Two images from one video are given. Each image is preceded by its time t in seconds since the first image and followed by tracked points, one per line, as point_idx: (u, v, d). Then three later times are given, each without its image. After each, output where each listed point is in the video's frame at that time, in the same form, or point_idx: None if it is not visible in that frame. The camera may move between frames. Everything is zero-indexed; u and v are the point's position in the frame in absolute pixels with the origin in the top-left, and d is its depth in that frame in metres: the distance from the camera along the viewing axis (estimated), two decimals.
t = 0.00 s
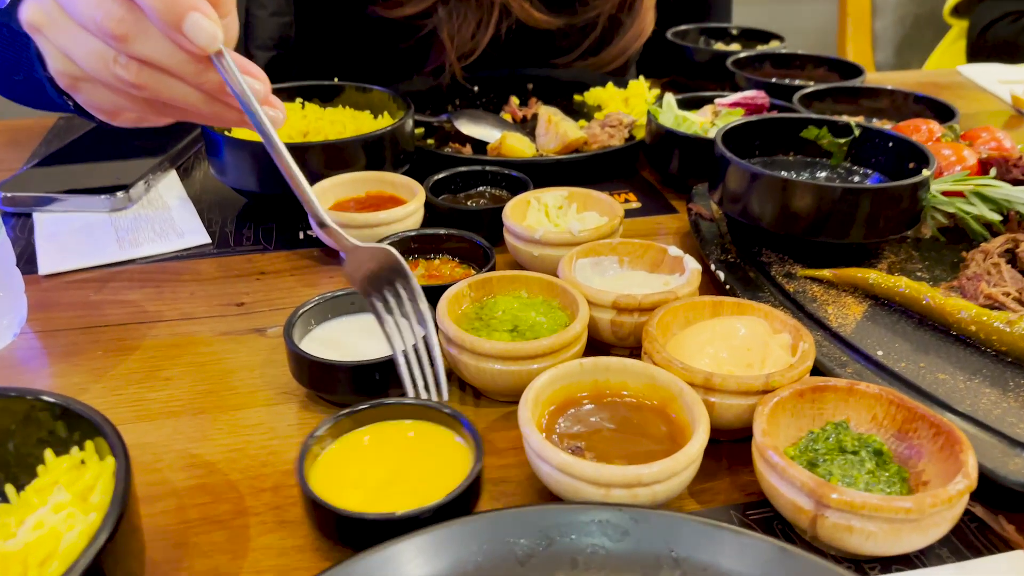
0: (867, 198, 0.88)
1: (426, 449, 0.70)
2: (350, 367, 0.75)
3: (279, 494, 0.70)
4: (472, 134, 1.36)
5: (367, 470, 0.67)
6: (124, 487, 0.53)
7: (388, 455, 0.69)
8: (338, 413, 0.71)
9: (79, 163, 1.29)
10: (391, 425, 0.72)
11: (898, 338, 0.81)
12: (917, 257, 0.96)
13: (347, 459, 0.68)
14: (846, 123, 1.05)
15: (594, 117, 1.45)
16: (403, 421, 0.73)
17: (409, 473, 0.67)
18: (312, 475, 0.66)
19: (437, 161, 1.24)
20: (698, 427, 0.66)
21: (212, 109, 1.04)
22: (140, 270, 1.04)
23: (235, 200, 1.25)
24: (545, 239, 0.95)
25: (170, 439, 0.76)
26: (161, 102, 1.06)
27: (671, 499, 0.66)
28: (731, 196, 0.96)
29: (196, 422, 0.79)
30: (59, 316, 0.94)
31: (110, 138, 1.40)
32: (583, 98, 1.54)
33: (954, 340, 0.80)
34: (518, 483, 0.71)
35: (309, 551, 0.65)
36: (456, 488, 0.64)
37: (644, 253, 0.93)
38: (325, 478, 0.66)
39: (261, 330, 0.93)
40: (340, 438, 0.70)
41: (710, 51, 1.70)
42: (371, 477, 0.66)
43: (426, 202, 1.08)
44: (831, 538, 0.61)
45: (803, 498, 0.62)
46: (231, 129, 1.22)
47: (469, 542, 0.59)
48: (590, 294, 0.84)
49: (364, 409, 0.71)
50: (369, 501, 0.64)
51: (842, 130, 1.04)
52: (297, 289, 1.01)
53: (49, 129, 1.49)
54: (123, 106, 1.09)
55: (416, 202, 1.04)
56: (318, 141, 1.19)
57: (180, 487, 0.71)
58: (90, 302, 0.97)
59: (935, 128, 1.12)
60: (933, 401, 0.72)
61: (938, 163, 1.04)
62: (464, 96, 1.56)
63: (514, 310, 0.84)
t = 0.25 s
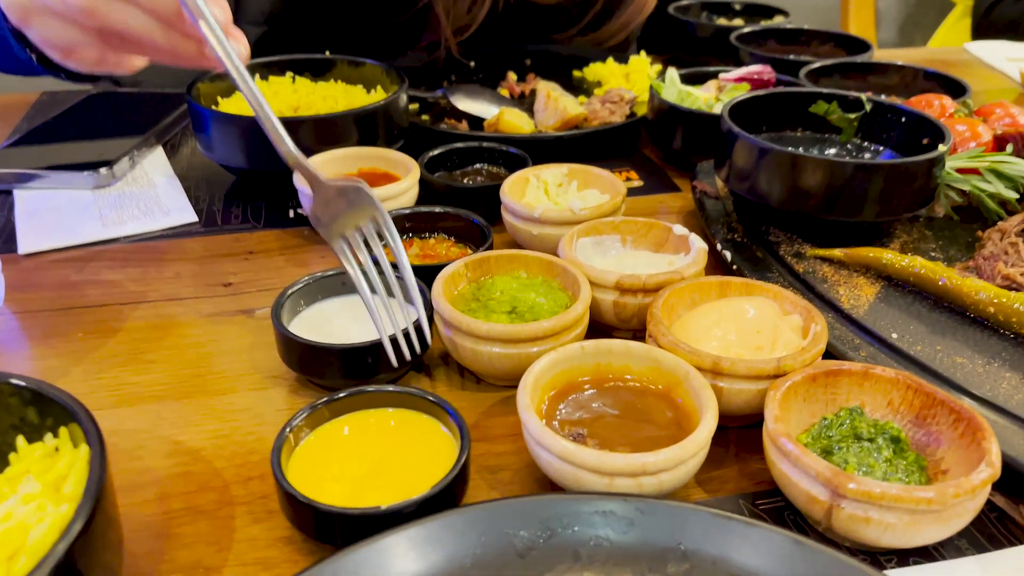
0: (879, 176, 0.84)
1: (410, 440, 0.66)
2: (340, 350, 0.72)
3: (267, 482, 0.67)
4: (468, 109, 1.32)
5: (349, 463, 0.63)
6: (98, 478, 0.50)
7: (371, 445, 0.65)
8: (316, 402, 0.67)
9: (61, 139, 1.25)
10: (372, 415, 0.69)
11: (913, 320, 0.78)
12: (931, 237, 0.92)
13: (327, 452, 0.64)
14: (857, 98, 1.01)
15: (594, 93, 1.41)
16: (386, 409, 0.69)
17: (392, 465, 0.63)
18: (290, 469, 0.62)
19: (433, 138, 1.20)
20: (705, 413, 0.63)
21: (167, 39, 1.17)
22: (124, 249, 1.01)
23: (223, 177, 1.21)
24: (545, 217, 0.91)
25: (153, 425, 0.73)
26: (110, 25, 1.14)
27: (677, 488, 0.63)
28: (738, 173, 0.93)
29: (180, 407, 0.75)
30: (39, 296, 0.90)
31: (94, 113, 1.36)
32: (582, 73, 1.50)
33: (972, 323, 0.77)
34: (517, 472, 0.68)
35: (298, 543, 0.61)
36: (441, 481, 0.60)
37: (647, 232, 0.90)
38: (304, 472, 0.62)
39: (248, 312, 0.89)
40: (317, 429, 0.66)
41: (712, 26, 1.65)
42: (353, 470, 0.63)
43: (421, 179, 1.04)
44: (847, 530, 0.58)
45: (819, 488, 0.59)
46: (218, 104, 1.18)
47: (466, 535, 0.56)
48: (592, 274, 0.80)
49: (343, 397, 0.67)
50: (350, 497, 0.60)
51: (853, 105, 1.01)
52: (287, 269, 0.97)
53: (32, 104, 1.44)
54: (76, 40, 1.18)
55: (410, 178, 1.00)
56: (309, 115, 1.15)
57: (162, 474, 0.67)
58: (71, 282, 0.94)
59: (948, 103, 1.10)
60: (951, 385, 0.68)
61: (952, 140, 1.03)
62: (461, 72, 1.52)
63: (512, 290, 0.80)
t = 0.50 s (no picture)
0: (894, 158, 0.81)
1: (413, 429, 0.64)
2: (342, 335, 0.70)
3: (266, 471, 0.65)
4: (470, 92, 1.29)
5: (351, 452, 0.61)
6: (91, 467, 0.48)
7: (374, 433, 0.63)
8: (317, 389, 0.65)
9: (53, 120, 1.22)
10: (376, 401, 0.66)
11: (929, 307, 0.76)
12: (945, 223, 0.91)
13: (327, 440, 0.62)
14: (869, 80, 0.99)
15: (597, 76, 1.38)
16: (388, 397, 0.67)
17: (397, 453, 0.61)
18: (290, 457, 0.60)
19: (433, 120, 1.18)
20: (720, 402, 0.61)
21: None
22: (119, 232, 0.98)
23: (219, 159, 1.18)
24: (550, 200, 0.89)
25: (149, 411, 0.71)
26: None
27: (689, 478, 0.61)
28: (748, 156, 0.91)
29: (177, 393, 0.73)
30: (30, 280, 0.88)
31: (88, 95, 1.33)
32: (585, 56, 1.47)
33: (990, 310, 0.75)
34: (524, 460, 0.66)
35: (299, 534, 0.60)
36: (446, 471, 0.58)
37: (656, 215, 0.88)
38: (304, 461, 0.60)
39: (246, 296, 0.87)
40: (318, 416, 0.64)
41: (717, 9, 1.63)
42: (356, 458, 0.61)
43: (422, 161, 1.02)
44: (867, 522, 0.56)
45: (837, 478, 0.57)
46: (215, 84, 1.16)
47: (473, 526, 0.54)
48: (600, 259, 0.78)
49: (345, 384, 0.65)
50: (352, 487, 0.58)
51: (865, 87, 0.98)
52: (286, 253, 0.95)
53: (25, 85, 1.41)
54: None
55: (412, 160, 0.98)
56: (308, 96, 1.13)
57: (158, 463, 0.65)
58: (64, 265, 0.91)
59: (961, 85, 1.09)
60: (970, 372, 0.67)
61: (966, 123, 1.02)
62: (461, 55, 1.49)
63: (517, 275, 0.78)
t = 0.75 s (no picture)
0: (902, 150, 0.80)
1: (411, 424, 0.63)
2: (339, 329, 0.68)
3: (261, 467, 0.64)
4: (470, 81, 1.27)
5: (348, 448, 0.60)
6: (80, 464, 0.47)
7: (372, 430, 0.62)
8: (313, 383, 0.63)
9: (46, 109, 1.20)
10: (375, 396, 0.65)
11: (938, 301, 0.75)
12: (954, 216, 0.89)
13: (323, 436, 0.61)
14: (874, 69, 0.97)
15: (599, 66, 1.36)
16: (386, 392, 0.66)
17: (396, 449, 0.60)
18: (286, 454, 0.59)
19: (432, 109, 1.16)
20: (725, 398, 0.59)
21: None
22: (113, 223, 0.97)
23: (215, 150, 1.16)
24: (551, 191, 0.87)
25: (142, 406, 0.69)
26: None
27: (694, 476, 0.59)
28: (753, 147, 0.89)
29: (170, 387, 0.72)
30: (22, 271, 0.86)
31: (81, 84, 1.31)
32: (586, 46, 1.45)
33: (1000, 304, 0.74)
34: (525, 457, 0.65)
35: (294, 532, 0.58)
36: (446, 468, 0.57)
37: (658, 208, 0.86)
38: (301, 458, 0.59)
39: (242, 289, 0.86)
40: (315, 412, 0.63)
41: None
42: (353, 455, 0.59)
43: (421, 151, 1.00)
44: (876, 522, 0.55)
45: (846, 477, 0.55)
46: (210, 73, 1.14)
47: (472, 526, 0.53)
48: (602, 251, 0.77)
49: (342, 378, 0.63)
50: (348, 485, 0.57)
51: (871, 77, 0.97)
52: (282, 245, 0.93)
53: (18, 74, 1.39)
54: None
55: (410, 151, 0.96)
56: (305, 84, 1.11)
57: (150, 458, 0.64)
58: (56, 257, 0.90)
59: (968, 76, 1.10)
60: (980, 367, 0.65)
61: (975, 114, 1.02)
62: (462, 44, 1.47)
63: (517, 267, 0.76)
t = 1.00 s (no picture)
0: (907, 145, 0.79)
1: (410, 419, 0.62)
2: (338, 322, 0.68)
3: (258, 462, 0.63)
4: (471, 74, 1.26)
5: (346, 443, 0.59)
6: (75, 458, 0.46)
7: (370, 425, 0.61)
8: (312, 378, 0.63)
9: (43, 100, 1.19)
10: (374, 391, 0.65)
11: (942, 297, 0.74)
12: (958, 211, 0.89)
13: (322, 431, 0.60)
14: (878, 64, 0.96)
15: (600, 59, 1.36)
16: (385, 386, 0.65)
17: (395, 445, 0.59)
18: (284, 448, 0.58)
19: (433, 102, 1.15)
20: (728, 395, 0.59)
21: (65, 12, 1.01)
22: (110, 215, 0.96)
23: (214, 142, 1.16)
24: (553, 184, 0.86)
25: (138, 400, 0.69)
26: None
27: (695, 473, 0.59)
28: (756, 142, 0.88)
29: (167, 381, 0.71)
30: (18, 263, 0.86)
31: (79, 75, 1.30)
32: (587, 39, 1.44)
33: (1005, 301, 0.73)
34: (525, 453, 0.64)
35: (292, 528, 0.58)
36: (445, 464, 0.56)
37: (661, 202, 0.85)
38: (299, 453, 0.58)
39: (240, 282, 0.85)
40: (313, 406, 0.62)
41: None
42: (351, 450, 0.59)
43: (421, 144, 0.99)
44: (880, 519, 0.55)
45: (849, 474, 0.55)
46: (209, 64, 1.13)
47: (472, 522, 0.52)
48: (604, 246, 0.76)
49: (340, 372, 0.63)
50: (346, 480, 0.56)
51: (875, 71, 0.96)
52: (281, 238, 0.93)
53: (16, 65, 1.38)
54: None
55: (410, 144, 0.96)
56: (305, 76, 1.10)
57: (147, 453, 0.63)
58: (53, 249, 0.89)
59: (973, 70, 1.09)
60: (984, 364, 0.65)
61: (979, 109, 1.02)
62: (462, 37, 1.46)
63: (518, 262, 0.76)
